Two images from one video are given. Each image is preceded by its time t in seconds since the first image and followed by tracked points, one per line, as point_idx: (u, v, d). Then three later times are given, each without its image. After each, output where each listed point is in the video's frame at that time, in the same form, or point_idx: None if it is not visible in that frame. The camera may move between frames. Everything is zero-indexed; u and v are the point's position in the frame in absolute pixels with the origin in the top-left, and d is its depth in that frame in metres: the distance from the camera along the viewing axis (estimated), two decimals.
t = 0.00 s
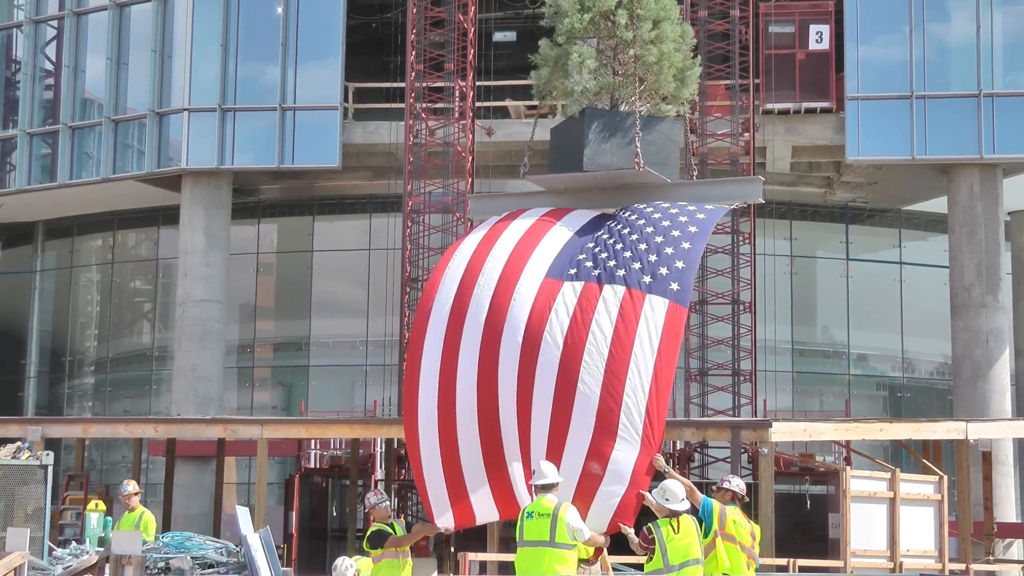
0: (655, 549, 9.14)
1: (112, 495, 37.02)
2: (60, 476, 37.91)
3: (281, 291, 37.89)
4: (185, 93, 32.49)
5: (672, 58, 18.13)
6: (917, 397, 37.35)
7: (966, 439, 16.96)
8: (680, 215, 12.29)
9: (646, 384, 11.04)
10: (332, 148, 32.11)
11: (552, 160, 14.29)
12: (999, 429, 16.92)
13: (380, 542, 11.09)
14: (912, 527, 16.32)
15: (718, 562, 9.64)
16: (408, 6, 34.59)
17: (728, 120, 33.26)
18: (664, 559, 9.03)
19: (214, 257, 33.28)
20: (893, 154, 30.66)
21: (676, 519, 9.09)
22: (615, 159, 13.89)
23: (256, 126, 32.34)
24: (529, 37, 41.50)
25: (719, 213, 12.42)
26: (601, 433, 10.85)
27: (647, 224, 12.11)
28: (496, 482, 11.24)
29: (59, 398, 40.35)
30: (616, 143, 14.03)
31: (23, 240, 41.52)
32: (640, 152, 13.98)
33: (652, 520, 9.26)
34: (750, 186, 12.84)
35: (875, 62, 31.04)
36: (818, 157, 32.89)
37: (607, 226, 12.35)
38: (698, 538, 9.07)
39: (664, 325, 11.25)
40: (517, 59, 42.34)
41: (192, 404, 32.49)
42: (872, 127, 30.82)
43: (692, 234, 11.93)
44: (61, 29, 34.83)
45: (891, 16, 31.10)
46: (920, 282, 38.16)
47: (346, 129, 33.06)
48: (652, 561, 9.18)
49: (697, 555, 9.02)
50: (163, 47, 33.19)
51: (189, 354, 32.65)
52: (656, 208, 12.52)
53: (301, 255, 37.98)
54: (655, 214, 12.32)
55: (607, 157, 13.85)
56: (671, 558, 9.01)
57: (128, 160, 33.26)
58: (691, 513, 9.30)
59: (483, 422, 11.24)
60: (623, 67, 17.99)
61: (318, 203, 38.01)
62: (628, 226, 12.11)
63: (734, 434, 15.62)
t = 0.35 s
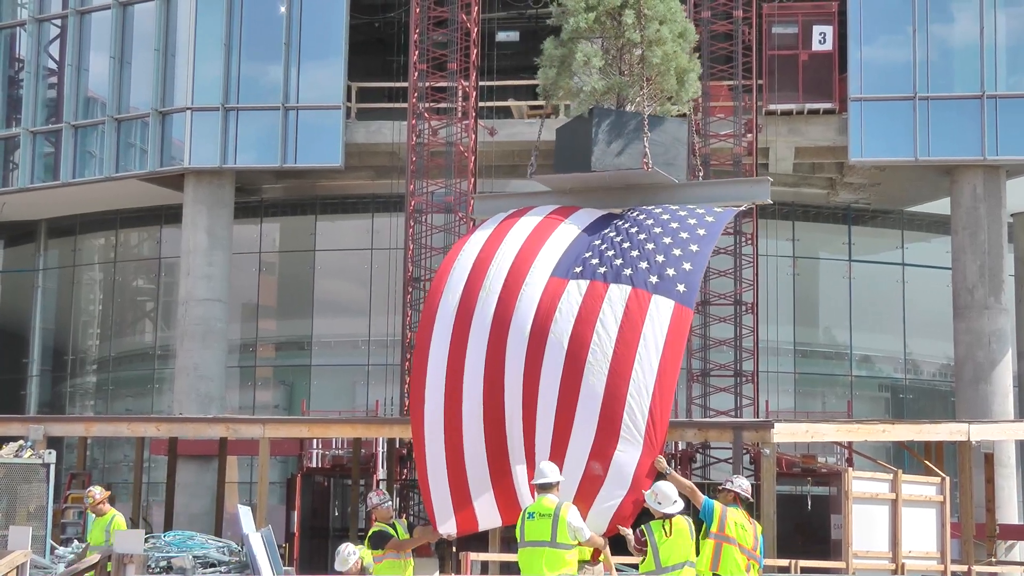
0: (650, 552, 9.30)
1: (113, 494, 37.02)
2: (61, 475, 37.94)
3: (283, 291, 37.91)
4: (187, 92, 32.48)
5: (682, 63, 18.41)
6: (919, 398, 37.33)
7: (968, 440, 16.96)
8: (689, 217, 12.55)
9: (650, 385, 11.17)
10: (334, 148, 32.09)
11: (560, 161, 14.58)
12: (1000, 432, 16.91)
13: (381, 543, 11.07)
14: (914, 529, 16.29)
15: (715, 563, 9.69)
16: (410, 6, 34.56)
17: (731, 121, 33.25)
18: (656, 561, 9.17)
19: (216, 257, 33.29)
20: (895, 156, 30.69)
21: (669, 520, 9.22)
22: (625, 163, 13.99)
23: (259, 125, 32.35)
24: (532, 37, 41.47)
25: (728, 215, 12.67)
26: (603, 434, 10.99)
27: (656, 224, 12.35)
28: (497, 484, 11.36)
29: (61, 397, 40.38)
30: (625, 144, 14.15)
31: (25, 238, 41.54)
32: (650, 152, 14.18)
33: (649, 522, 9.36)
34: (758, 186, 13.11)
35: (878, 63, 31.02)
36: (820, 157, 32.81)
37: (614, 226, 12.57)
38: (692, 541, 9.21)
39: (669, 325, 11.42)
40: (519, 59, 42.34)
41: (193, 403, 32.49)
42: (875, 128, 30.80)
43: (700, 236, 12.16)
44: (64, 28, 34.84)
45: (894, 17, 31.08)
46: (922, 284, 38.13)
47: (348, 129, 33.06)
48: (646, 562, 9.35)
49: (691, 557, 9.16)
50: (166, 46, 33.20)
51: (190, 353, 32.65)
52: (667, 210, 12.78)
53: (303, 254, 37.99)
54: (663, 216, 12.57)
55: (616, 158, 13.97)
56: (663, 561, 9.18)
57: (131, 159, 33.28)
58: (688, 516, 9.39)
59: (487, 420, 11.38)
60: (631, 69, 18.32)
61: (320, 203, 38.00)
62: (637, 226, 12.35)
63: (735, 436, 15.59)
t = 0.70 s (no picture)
0: (649, 552, 9.31)
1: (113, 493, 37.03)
2: (62, 475, 37.96)
3: (284, 291, 37.94)
4: (188, 92, 32.50)
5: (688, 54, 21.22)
6: (920, 399, 37.34)
7: (968, 440, 16.97)
8: (696, 214, 12.60)
9: (652, 385, 11.32)
10: (335, 148, 32.09)
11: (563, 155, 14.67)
12: (1001, 431, 16.91)
13: (380, 542, 11.06)
14: (913, 529, 16.28)
15: (714, 563, 9.69)
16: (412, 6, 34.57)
17: (732, 121, 33.24)
18: (655, 561, 9.21)
19: (218, 256, 33.31)
20: (896, 157, 30.72)
21: (667, 521, 9.23)
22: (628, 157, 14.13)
23: (260, 125, 32.37)
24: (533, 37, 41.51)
25: (735, 212, 12.75)
26: (605, 434, 11.12)
27: (662, 221, 12.43)
28: (496, 482, 11.48)
29: (61, 397, 40.39)
30: (631, 138, 14.28)
31: (26, 238, 41.56)
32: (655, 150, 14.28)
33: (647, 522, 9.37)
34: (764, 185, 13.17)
35: (879, 63, 31.02)
36: (821, 158, 32.91)
37: (619, 222, 12.64)
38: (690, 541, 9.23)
39: (674, 325, 11.56)
40: (520, 59, 42.34)
41: (194, 402, 32.52)
42: (876, 129, 30.81)
43: (707, 234, 12.25)
44: (65, 27, 34.86)
45: (895, 17, 31.07)
46: (923, 284, 38.11)
47: (349, 128, 33.05)
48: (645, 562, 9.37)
49: (690, 557, 9.19)
50: (167, 46, 33.21)
51: (191, 353, 32.67)
52: (671, 207, 12.77)
53: (304, 254, 38.00)
54: (669, 212, 12.63)
55: (620, 153, 14.09)
56: (662, 560, 9.20)
57: (132, 159, 33.29)
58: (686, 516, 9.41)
59: (489, 419, 11.48)
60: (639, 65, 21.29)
61: (321, 203, 38.02)
62: (642, 224, 12.43)
63: (736, 436, 15.63)
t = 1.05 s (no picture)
0: (650, 549, 9.34)
1: (114, 493, 37.04)
2: (63, 475, 37.97)
3: (284, 290, 37.95)
4: (188, 92, 32.50)
5: (693, 52, 21.26)
6: (920, 396, 37.36)
7: (969, 437, 16.97)
8: (700, 211, 12.85)
9: (654, 382, 11.51)
10: (335, 148, 32.08)
11: (568, 152, 15.00)
12: (1002, 429, 16.92)
13: (381, 540, 11.06)
14: (915, 527, 16.32)
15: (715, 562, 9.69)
16: (410, 5, 34.58)
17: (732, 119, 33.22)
18: (656, 559, 9.23)
19: (217, 256, 33.31)
20: (896, 154, 30.72)
21: (668, 521, 9.25)
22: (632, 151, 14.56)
23: (259, 125, 32.34)
24: (532, 36, 41.58)
25: (738, 209, 13.02)
26: (608, 429, 11.30)
27: (666, 218, 12.69)
28: (499, 479, 11.65)
29: (62, 398, 40.39)
30: (636, 136, 14.75)
31: (25, 238, 41.55)
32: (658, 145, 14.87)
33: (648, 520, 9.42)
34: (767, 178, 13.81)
35: (878, 61, 31.03)
36: (821, 156, 33.06)
37: (622, 220, 12.92)
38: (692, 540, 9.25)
39: (677, 321, 11.75)
40: (518, 57, 42.33)
41: (194, 402, 32.51)
42: (875, 126, 30.82)
43: (710, 230, 12.49)
44: (64, 28, 34.84)
45: (894, 15, 31.08)
46: (923, 281, 38.13)
47: (349, 128, 33.08)
48: (647, 560, 9.40)
49: (691, 556, 9.18)
50: (166, 46, 33.19)
51: (192, 353, 32.65)
52: (675, 203, 13.09)
53: (303, 254, 38.01)
54: (672, 209, 12.92)
55: (625, 147, 14.52)
56: (663, 559, 9.21)
57: (131, 159, 33.29)
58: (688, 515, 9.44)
59: (493, 416, 11.66)
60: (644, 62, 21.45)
61: (320, 202, 38.00)
62: (646, 220, 12.70)
63: (736, 433, 15.67)
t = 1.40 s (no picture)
0: (651, 546, 9.38)
1: (113, 494, 37.02)
2: (62, 476, 37.93)
3: (282, 291, 37.95)
4: (186, 92, 32.50)
5: (692, 47, 21.30)
6: (919, 393, 37.40)
7: (969, 435, 16.96)
8: (700, 209, 14.06)
9: (651, 384, 12.56)
10: (332, 148, 32.08)
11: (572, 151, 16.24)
12: (999, 425, 16.93)
13: (382, 541, 11.05)
14: (913, 524, 16.32)
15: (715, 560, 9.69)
16: (408, 4, 34.56)
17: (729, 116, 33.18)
18: (657, 557, 9.26)
19: (216, 257, 33.30)
20: (894, 151, 30.69)
21: (669, 518, 9.28)
22: (632, 148, 15.84)
23: (257, 125, 32.32)
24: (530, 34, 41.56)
25: (738, 207, 14.18)
26: (605, 430, 12.34)
27: (666, 219, 13.92)
28: (499, 478, 12.77)
29: (61, 399, 40.37)
30: (635, 134, 15.99)
31: (24, 239, 41.53)
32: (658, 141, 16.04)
33: (649, 518, 9.46)
34: (766, 174, 14.90)
35: (876, 59, 31.04)
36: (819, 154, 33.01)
37: (622, 223, 14.15)
38: (692, 539, 9.26)
39: (676, 320, 12.89)
40: (516, 56, 42.29)
41: (193, 403, 32.51)
42: (873, 124, 30.84)
43: (711, 229, 13.67)
44: (62, 29, 34.83)
45: (892, 12, 31.08)
46: (921, 279, 38.16)
47: (347, 128, 33.09)
48: (647, 558, 9.43)
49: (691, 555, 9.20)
50: (163, 46, 33.19)
51: (190, 354, 32.64)
52: (677, 202, 14.29)
53: (302, 254, 38.02)
54: (673, 209, 14.14)
55: (625, 145, 15.82)
56: (663, 558, 9.23)
57: (129, 160, 33.27)
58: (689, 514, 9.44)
59: (493, 417, 12.87)
60: (642, 59, 21.50)
61: (319, 202, 37.93)
62: (647, 224, 13.89)
63: (734, 432, 15.70)
